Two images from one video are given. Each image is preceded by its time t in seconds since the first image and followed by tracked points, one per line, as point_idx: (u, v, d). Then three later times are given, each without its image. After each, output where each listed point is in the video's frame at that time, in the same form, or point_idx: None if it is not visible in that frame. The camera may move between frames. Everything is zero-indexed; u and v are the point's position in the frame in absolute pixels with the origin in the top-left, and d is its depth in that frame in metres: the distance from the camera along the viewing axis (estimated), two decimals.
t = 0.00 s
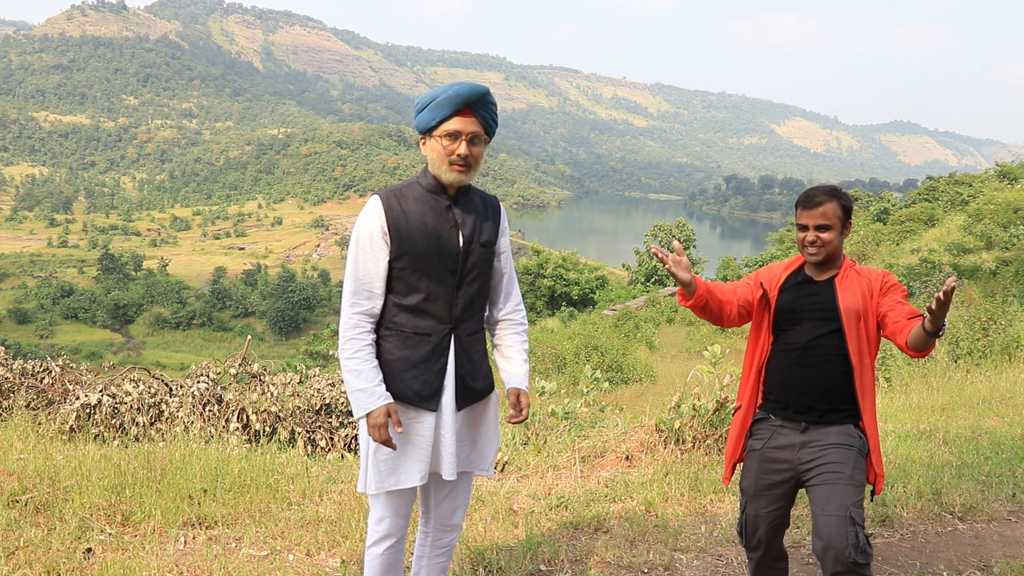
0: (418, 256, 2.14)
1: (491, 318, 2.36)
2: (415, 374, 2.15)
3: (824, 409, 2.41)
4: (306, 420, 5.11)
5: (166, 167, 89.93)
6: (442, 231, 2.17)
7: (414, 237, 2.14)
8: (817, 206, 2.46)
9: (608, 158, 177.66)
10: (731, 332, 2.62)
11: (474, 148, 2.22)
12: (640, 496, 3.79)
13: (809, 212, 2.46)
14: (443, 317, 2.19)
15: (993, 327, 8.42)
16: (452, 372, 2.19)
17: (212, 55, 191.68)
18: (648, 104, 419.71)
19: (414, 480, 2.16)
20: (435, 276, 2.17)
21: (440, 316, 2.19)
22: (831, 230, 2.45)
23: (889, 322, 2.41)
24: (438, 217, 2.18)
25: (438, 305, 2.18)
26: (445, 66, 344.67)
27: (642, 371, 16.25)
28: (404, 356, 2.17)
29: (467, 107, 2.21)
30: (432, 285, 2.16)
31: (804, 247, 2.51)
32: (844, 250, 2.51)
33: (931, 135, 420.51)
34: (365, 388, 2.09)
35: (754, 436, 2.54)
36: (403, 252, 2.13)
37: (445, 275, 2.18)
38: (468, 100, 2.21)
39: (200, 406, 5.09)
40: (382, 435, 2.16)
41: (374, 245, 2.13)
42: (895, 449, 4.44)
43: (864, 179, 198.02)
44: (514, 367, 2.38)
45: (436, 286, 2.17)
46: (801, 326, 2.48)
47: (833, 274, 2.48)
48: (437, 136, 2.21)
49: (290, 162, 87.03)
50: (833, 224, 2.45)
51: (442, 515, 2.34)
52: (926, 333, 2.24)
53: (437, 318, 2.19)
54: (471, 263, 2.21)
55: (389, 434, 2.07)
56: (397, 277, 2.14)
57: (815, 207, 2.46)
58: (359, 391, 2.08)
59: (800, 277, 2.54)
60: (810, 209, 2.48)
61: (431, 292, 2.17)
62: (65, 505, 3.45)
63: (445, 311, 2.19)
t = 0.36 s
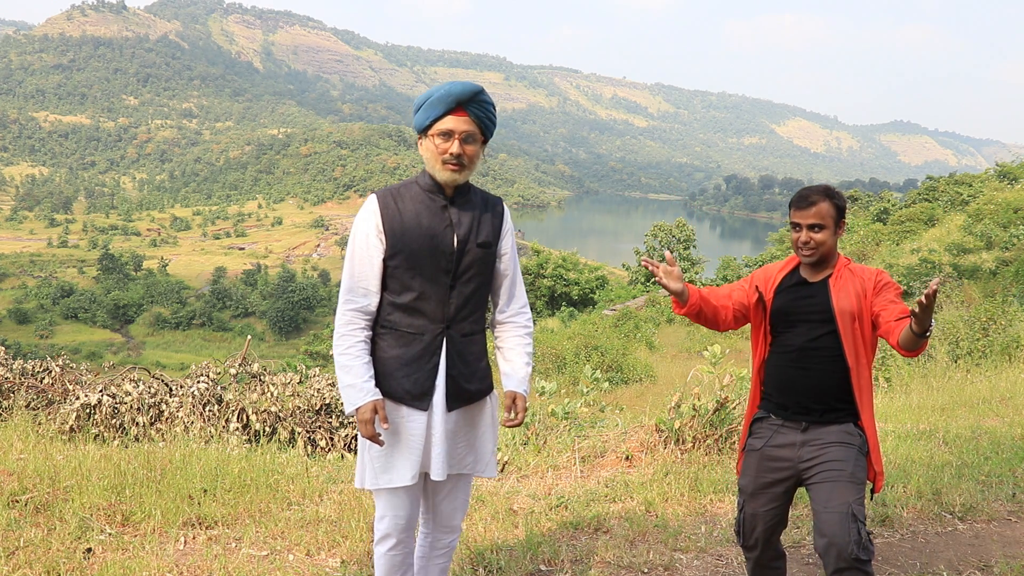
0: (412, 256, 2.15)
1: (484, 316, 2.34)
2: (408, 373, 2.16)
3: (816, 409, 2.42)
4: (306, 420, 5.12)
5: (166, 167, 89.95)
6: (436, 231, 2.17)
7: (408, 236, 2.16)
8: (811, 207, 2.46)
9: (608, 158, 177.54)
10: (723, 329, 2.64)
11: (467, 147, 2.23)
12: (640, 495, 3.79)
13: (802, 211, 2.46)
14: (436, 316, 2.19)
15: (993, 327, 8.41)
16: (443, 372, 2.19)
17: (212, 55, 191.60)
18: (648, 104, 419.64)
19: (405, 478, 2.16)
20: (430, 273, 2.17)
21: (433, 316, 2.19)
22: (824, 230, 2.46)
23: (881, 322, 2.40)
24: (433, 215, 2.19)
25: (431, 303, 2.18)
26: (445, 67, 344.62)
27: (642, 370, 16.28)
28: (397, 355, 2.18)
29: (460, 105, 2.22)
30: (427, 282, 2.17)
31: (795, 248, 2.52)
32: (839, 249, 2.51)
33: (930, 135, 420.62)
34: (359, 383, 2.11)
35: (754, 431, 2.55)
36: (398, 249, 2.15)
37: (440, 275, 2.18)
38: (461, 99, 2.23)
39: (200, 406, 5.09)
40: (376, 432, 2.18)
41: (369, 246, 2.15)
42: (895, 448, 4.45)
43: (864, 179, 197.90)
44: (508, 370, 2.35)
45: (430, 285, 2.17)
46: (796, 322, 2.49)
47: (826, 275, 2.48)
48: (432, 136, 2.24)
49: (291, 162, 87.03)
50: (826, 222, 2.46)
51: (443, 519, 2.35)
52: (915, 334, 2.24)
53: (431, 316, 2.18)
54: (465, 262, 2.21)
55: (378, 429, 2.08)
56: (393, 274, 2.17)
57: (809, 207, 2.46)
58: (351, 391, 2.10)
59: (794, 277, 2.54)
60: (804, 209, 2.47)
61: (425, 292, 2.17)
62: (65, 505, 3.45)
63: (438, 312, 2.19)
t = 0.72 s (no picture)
0: (404, 255, 2.16)
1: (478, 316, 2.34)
2: (400, 373, 2.17)
3: (813, 407, 2.43)
4: (306, 421, 5.12)
5: (166, 167, 89.98)
6: (428, 231, 2.17)
7: (398, 237, 2.16)
8: (797, 209, 2.49)
9: (607, 158, 177.50)
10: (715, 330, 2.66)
11: (455, 147, 2.23)
12: (639, 496, 3.80)
13: (789, 214, 2.49)
14: (428, 316, 2.19)
15: (993, 327, 8.42)
16: (433, 371, 2.18)
17: (212, 55, 191.53)
18: (648, 104, 419.54)
19: (397, 479, 2.17)
20: (421, 273, 2.17)
21: (426, 316, 2.19)
22: (812, 232, 2.48)
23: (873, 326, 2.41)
24: (426, 215, 2.19)
25: (424, 303, 2.18)
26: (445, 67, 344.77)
27: (642, 370, 16.30)
28: (389, 355, 2.19)
29: (448, 104, 2.23)
30: (416, 283, 2.17)
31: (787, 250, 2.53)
32: (825, 250, 2.54)
33: (930, 135, 420.64)
34: (346, 382, 2.13)
35: (749, 432, 2.57)
36: (390, 249, 2.16)
37: (431, 273, 2.18)
38: (448, 99, 2.24)
39: (200, 405, 5.09)
40: (364, 430, 2.20)
41: (364, 245, 2.16)
42: (895, 449, 4.45)
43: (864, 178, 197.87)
44: (497, 367, 2.33)
45: (421, 285, 2.17)
46: (788, 324, 2.50)
47: (814, 278, 2.52)
48: (421, 136, 2.25)
49: (291, 162, 87.05)
50: (814, 222, 2.48)
51: (442, 518, 2.33)
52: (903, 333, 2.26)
53: (423, 315, 2.18)
54: (455, 263, 2.20)
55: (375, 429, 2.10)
56: (386, 273, 2.18)
57: (795, 209, 2.49)
58: (337, 388, 2.12)
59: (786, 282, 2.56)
60: (791, 213, 2.50)
61: (414, 290, 2.17)
62: (65, 505, 3.45)
63: (430, 311, 2.19)
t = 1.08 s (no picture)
0: (409, 255, 2.17)
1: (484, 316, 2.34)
2: (402, 369, 2.18)
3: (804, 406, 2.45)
4: (306, 420, 5.11)
5: (166, 167, 89.93)
6: (433, 230, 2.18)
7: (404, 236, 2.17)
8: (780, 212, 2.53)
9: (607, 158, 177.43)
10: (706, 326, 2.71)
11: (464, 145, 2.23)
12: (639, 496, 3.80)
13: (772, 217, 2.53)
14: (432, 314, 2.19)
15: (993, 327, 8.42)
16: (436, 371, 2.18)
17: (212, 55, 191.47)
18: (648, 104, 419.42)
19: (397, 475, 2.17)
20: (425, 271, 2.18)
21: (430, 313, 2.19)
22: (794, 236, 2.52)
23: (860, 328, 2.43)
24: (431, 216, 2.20)
25: (428, 301, 2.18)
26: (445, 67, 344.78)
27: (642, 370, 16.33)
28: (392, 352, 2.20)
29: (452, 104, 2.24)
30: (421, 281, 2.18)
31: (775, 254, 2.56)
32: (812, 253, 2.57)
33: (930, 135, 420.58)
34: (352, 376, 2.15)
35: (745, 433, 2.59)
36: (395, 246, 2.17)
37: (434, 271, 2.18)
38: (453, 97, 2.24)
39: (200, 406, 5.09)
40: (365, 426, 2.21)
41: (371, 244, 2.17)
42: (895, 449, 4.45)
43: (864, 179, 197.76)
44: (502, 368, 2.32)
45: (425, 284, 2.18)
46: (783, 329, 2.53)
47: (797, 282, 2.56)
48: (429, 135, 2.25)
49: (291, 162, 87.05)
50: (797, 226, 2.52)
51: (444, 514, 2.34)
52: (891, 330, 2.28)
53: (425, 314, 2.19)
54: (460, 262, 2.20)
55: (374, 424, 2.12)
56: (389, 272, 2.19)
57: (780, 212, 2.52)
58: (343, 383, 2.14)
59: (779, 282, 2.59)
60: (773, 216, 2.54)
61: (419, 288, 2.18)
62: (65, 506, 3.45)
63: (434, 309, 2.19)
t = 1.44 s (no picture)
0: (414, 255, 2.16)
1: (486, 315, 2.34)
2: (405, 371, 2.17)
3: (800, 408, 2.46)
4: (306, 420, 5.11)
5: (166, 167, 89.94)
6: (437, 230, 2.17)
7: (409, 236, 2.17)
8: (768, 211, 2.53)
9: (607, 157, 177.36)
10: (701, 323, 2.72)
11: (476, 150, 2.24)
12: (640, 496, 3.80)
13: (761, 215, 2.53)
14: (436, 314, 2.19)
15: (992, 327, 8.41)
16: (442, 371, 2.18)
17: (212, 56, 191.49)
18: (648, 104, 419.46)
19: (400, 475, 2.16)
20: (429, 271, 2.17)
21: (434, 314, 2.19)
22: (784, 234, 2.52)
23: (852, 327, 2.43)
24: (435, 216, 2.19)
25: (431, 302, 2.18)
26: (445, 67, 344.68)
27: (642, 370, 16.34)
28: (396, 351, 2.20)
29: (464, 107, 2.22)
30: (425, 281, 2.18)
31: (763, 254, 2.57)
32: (803, 251, 2.57)
33: (930, 135, 420.44)
34: (357, 376, 2.14)
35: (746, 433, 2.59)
36: (399, 245, 2.16)
37: (439, 272, 2.18)
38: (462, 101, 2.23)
39: (200, 406, 5.09)
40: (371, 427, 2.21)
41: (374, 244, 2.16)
42: (894, 449, 4.44)
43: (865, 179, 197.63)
44: (505, 366, 2.32)
45: (430, 284, 2.17)
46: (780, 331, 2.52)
47: (788, 281, 2.56)
48: (439, 138, 2.24)
49: (291, 162, 87.05)
50: (785, 225, 2.52)
51: (444, 516, 2.33)
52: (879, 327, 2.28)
53: (430, 314, 2.19)
54: (466, 262, 2.20)
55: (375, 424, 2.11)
56: (394, 273, 2.19)
57: (768, 211, 2.53)
58: (350, 384, 2.14)
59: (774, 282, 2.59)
60: (764, 213, 2.54)
61: (425, 289, 2.18)
62: (65, 505, 3.45)
63: (438, 310, 2.19)
